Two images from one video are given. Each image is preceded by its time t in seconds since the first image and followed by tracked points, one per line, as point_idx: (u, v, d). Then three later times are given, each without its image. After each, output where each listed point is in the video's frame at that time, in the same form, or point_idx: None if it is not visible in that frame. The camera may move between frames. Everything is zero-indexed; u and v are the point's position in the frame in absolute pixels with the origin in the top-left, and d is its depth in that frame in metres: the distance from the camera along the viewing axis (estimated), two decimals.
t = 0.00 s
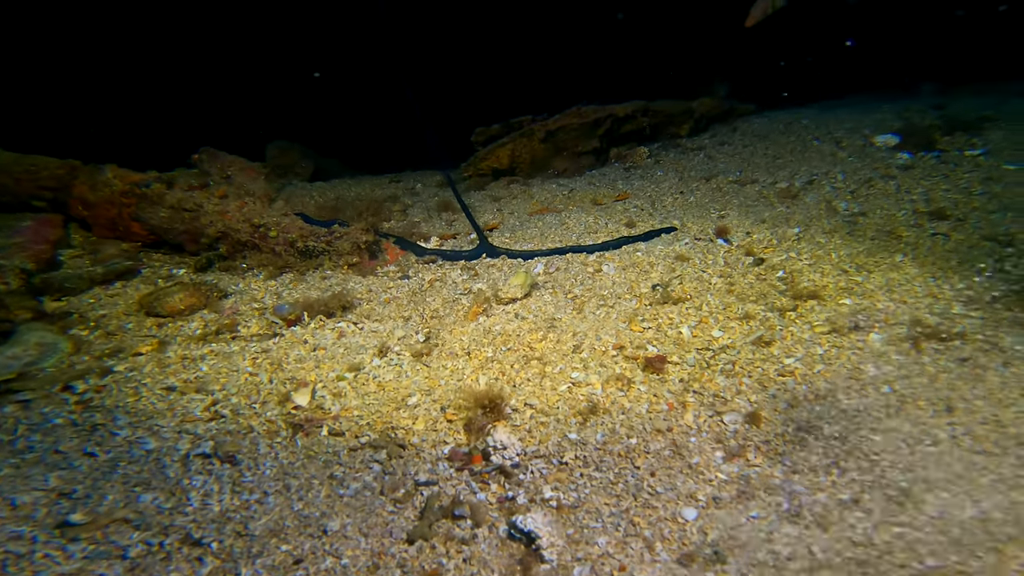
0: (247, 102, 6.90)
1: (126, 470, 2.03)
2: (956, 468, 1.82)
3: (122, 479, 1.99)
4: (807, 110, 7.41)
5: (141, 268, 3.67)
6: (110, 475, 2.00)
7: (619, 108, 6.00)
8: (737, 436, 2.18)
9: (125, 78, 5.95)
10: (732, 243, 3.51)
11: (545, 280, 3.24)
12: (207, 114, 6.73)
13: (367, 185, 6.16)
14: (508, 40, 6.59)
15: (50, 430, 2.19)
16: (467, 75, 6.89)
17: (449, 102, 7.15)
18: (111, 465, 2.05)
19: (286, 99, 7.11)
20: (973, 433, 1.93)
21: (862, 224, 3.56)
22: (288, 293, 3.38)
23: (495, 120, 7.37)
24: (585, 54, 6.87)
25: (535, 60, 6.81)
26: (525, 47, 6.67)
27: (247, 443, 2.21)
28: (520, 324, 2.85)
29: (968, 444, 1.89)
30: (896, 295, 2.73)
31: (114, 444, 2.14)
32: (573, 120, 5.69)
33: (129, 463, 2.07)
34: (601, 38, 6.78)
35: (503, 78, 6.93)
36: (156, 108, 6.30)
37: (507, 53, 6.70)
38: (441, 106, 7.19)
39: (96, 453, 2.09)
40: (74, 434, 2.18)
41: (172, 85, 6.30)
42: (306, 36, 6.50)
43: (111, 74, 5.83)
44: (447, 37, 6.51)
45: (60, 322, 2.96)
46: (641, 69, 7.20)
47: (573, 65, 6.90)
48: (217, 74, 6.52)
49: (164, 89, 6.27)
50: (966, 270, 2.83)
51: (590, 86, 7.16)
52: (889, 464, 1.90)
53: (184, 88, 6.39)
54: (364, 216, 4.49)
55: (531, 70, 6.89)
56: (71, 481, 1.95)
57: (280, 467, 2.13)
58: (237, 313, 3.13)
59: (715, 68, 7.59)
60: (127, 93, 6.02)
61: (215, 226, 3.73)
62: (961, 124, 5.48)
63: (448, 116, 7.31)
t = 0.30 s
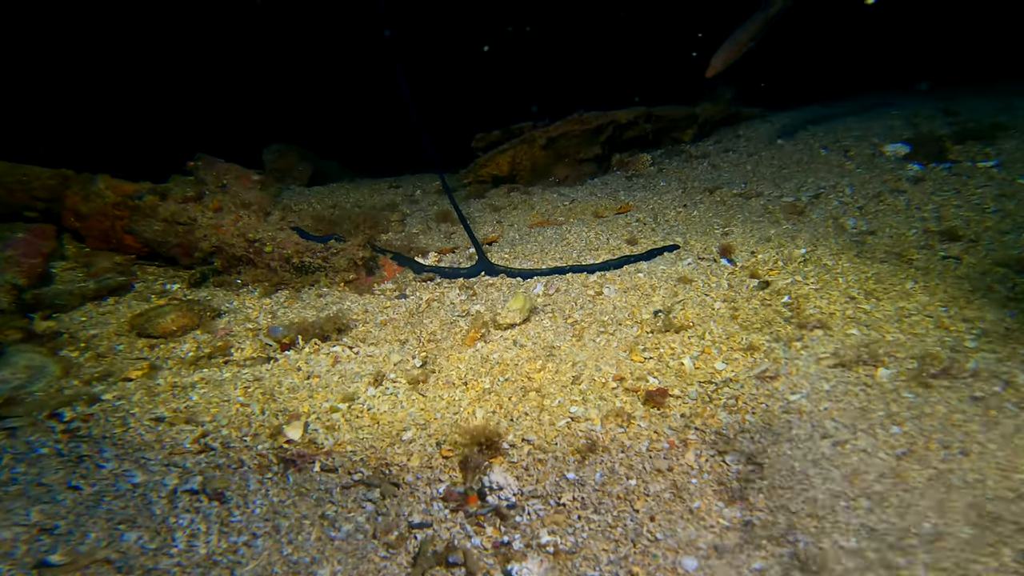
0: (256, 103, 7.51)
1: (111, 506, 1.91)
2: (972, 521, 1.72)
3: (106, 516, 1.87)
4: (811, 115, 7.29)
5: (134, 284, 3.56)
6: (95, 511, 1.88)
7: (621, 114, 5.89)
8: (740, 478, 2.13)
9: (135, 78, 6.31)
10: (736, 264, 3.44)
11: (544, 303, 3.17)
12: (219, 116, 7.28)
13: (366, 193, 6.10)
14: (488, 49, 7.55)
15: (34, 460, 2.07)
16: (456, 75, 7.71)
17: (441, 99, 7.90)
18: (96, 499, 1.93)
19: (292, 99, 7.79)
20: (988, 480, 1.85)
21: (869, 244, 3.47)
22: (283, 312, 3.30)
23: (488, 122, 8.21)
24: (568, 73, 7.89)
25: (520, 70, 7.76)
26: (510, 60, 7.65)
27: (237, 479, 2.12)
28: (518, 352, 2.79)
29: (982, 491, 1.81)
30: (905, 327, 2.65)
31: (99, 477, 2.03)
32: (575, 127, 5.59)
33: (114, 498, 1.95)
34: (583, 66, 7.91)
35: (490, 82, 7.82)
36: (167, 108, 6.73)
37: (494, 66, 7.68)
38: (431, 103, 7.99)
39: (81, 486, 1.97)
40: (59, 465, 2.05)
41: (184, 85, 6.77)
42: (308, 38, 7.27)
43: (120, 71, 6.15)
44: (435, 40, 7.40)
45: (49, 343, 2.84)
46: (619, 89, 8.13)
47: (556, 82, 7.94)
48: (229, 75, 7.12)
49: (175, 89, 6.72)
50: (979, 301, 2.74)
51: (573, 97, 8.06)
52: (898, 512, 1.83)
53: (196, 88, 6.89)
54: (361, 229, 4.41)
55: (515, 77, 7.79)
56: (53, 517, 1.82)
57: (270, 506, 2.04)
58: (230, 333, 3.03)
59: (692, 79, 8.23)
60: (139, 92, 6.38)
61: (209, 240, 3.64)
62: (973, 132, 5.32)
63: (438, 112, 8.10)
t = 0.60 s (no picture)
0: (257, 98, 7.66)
1: (96, 536, 1.79)
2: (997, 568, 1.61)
3: (90, 547, 1.74)
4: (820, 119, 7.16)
5: (131, 296, 3.44)
6: (79, 542, 1.76)
7: (626, 119, 5.78)
8: (746, 515, 2.02)
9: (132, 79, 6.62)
10: (744, 283, 3.36)
11: (546, 324, 3.11)
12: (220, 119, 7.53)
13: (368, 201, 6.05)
14: (497, 46, 7.63)
15: (20, 486, 1.96)
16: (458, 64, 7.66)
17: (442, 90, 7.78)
18: (81, 530, 1.81)
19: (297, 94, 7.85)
20: (1012, 521, 1.74)
21: (882, 263, 3.38)
22: (280, 328, 3.21)
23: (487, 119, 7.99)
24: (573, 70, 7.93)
25: (525, 65, 7.78)
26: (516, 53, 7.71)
27: (228, 509, 1.99)
28: (518, 377, 2.73)
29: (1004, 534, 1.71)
30: (920, 357, 2.57)
31: (87, 506, 1.91)
32: (579, 134, 5.48)
33: (100, 528, 1.83)
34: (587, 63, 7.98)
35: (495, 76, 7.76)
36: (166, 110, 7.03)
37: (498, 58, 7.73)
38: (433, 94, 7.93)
39: (67, 515, 1.85)
40: (45, 491, 1.95)
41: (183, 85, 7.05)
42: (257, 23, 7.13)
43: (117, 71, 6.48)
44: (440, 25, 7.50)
45: (41, 362, 2.72)
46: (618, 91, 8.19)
47: (562, 68, 7.87)
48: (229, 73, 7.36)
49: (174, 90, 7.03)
50: (997, 329, 2.64)
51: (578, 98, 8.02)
52: (917, 557, 1.71)
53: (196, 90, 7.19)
54: (361, 240, 4.34)
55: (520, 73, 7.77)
56: (36, 547, 1.70)
57: (261, 540, 1.90)
58: (225, 351, 2.94)
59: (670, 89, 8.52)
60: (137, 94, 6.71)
61: (207, 252, 3.54)
62: (989, 141, 5.19)
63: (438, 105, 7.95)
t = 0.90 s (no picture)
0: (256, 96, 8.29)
1: (76, 561, 1.67)
2: None
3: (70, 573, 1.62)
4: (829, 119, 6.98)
5: (125, 304, 3.33)
6: (58, 566, 1.63)
7: (631, 120, 5.63)
8: (752, 547, 1.92)
9: (135, 75, 6.88)
10: (751, 296, 3.27)
11: (547, 338, 3.04)
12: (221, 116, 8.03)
13: (369, 203, 5.99)
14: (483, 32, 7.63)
15: None
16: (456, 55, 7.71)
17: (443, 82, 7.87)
18: (62, 553, 1.69)
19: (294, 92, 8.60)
20: None
21: (895, 276, 3.27)
22: (276, 339, 3.12)
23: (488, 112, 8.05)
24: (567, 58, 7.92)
25: (523, 54, 7.77)
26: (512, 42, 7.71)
27: (216, 535, 1.90)
28: (518, 396, 2.65)
29: None
30: (936, 379, 2.47)
31: (70, 527, 1.80)
32: (583, 135, 5.34)
33: (82, 552, 1.71)
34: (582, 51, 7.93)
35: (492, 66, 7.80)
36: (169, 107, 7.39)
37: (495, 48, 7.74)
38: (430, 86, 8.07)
39: (47, 537, 1.74)
40: (28, 511, 1.83)
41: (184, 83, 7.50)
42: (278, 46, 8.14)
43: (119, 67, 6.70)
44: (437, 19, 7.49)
45: (30, 373, 2.63)
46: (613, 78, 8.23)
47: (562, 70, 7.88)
48: (232, 73, 7.96)
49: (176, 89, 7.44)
50: (1019, 351, 2.54)
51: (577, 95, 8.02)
52: None
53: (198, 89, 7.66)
54: (360, 246, 4.27)
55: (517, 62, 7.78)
56: (12, 572, 1.58)
57: (250, 567, 1.80)
58: (220, 363, 2.86)
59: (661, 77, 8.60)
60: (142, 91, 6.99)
61: (202, 259, 3.44)
62: (1008, 145, 5.02)
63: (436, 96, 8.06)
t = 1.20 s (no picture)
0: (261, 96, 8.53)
1: None
2: None
3: None
4: (843, 117, 6.78)
5: (121, 308, 3.26)
6: None
7: (639, 119, 5.44)
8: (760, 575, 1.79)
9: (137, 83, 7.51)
10: (761, 306, 3.17)
11: (549, 349, 2.96)
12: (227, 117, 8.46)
13: (372, 202, 5.91)
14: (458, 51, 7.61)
15: None
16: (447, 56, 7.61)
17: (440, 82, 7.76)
18: (43, 572, 1.59)
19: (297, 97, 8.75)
20: None
21: (913, 286, 3.14)
22: (273, 346, 3.04)
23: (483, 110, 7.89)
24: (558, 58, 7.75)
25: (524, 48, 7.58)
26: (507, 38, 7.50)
27: (203, 555, 1.79)
28: (519, 411, 2.57)
29: None
30: (957, 398, 2.35)
31: (52, 546, 1.70)
32: (588, 135, 5.20)
33: (63, 573, 1.61)
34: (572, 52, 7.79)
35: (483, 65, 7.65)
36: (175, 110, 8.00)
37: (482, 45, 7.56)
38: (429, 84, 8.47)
39: (29, 556, 1.64)
40: (10, 529, 1.75)
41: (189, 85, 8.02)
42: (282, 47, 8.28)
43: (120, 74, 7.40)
44: (432, 14, 7.45)
45: (21, 383, 2.55)
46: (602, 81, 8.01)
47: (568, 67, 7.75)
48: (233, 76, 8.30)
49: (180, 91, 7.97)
50: None
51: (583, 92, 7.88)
52: None
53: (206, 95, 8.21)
54: (361, 249, 4.20)
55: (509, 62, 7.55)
56: None
57: None
58: (214, 372, 2.78)
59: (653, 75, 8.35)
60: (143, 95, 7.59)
61: (199, 264, 3.36)
62: None
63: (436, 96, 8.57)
